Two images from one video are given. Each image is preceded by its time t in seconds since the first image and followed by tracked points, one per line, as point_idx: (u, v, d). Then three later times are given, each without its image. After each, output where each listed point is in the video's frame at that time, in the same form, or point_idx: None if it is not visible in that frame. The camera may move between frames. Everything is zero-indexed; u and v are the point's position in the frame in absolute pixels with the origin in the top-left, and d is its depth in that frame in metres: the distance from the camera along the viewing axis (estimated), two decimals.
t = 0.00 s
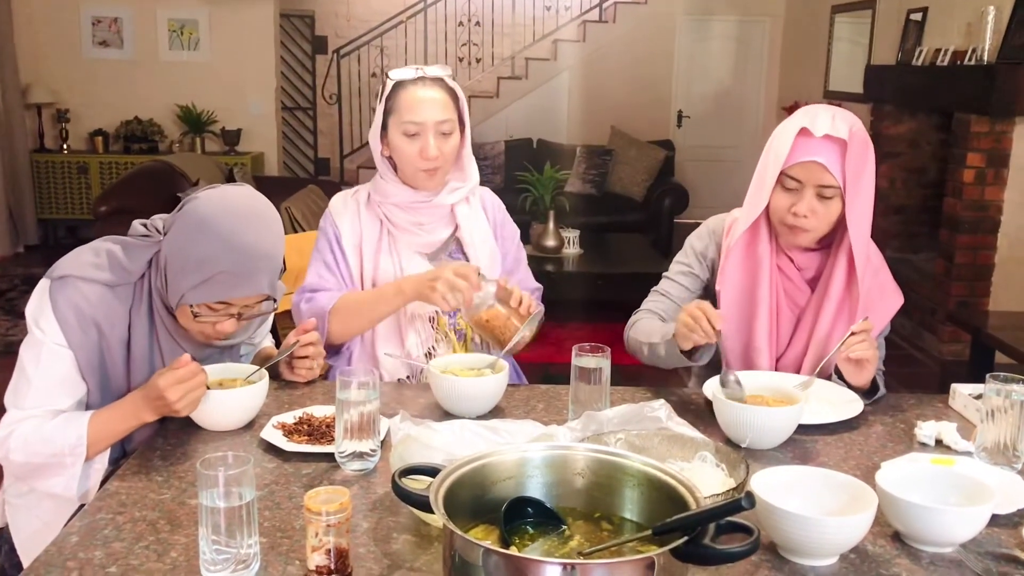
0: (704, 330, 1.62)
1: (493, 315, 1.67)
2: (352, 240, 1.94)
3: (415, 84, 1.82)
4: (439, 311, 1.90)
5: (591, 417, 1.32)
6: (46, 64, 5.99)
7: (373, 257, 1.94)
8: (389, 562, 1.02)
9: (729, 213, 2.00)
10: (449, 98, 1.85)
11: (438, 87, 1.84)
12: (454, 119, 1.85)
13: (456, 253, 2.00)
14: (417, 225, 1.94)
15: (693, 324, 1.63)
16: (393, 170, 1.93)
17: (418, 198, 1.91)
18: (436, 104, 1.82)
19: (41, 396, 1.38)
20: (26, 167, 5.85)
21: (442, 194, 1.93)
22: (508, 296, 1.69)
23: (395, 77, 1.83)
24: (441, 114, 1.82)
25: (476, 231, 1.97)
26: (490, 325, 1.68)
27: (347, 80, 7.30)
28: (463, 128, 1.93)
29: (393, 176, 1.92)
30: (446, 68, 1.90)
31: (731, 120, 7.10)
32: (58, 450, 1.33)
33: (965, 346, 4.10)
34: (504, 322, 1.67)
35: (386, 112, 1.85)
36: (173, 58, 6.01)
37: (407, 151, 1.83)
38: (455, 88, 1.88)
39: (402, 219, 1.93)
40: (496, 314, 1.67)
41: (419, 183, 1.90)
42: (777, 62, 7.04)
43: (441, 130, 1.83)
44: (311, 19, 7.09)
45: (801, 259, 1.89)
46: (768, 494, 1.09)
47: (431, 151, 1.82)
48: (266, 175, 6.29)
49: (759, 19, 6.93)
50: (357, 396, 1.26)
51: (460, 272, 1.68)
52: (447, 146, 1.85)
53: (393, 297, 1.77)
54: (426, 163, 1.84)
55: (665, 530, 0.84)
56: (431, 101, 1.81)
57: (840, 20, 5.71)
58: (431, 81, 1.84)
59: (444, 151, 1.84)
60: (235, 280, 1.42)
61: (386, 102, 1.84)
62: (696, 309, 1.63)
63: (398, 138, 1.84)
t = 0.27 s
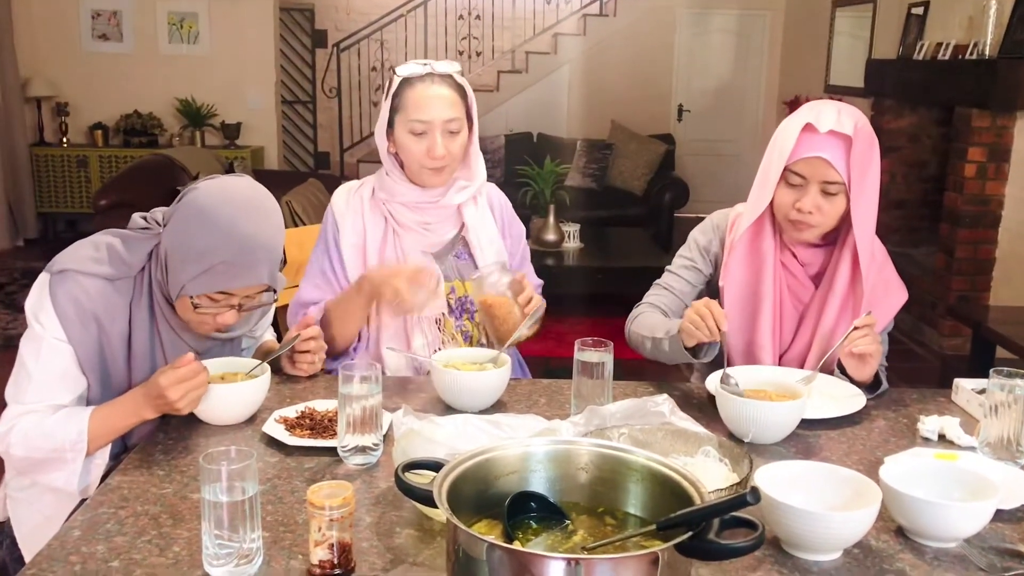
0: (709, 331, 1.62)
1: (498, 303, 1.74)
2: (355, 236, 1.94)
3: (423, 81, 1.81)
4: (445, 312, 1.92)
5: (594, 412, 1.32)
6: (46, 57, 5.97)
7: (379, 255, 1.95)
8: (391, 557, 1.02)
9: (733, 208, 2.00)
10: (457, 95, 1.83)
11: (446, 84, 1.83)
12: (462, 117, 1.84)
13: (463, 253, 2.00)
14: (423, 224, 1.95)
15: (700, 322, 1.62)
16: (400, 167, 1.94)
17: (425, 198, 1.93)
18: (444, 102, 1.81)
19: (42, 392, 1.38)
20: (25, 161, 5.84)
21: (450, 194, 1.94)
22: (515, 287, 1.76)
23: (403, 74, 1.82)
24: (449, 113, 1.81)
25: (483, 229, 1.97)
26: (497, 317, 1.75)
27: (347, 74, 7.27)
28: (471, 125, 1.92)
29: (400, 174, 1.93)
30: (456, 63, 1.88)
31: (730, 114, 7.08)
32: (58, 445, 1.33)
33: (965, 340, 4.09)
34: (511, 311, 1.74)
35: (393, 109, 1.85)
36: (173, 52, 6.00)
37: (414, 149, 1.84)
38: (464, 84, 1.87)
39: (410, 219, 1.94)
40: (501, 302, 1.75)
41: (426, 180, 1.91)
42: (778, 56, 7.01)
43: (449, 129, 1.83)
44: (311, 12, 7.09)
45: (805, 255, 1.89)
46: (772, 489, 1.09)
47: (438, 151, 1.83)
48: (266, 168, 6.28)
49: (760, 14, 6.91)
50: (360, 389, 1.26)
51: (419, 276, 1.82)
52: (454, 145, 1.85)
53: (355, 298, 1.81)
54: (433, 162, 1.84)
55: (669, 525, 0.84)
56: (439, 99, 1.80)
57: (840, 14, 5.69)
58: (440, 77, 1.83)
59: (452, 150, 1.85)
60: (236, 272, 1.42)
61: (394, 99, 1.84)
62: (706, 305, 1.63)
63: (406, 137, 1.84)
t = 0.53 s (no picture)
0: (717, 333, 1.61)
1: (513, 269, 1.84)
2: (355, 233, 1.94)
3: (426, 75, 1.80)
4: (445, 309, 1.95)
5: (597, 407, 1.32)
6: (47, 50, 5.96)
7: (381, 249, 1.95)
8: (395, 551, 1.02)
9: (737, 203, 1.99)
10: (461, 88, 1.83)
11: (451, 77, 1.82)
12: (467, 111, 1.83)
13: (463, 249, 2.00)
14: (425, 221, 1.94)
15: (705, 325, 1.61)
16: (402, 162, 1.92)
17: (427, 193, 1.91)
18: (448, 95, 1.80)
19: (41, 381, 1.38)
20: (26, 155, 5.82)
21: (451, 189, 1.92)
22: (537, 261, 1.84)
23: (407, 68, 1.81)
24: (455, 106, 1.81)
25: (485, 224, 1.96)
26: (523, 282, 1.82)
27: (348, 68, 7.25)
28: (474, 118, 1.91)
29: (403, 169, 1.91)
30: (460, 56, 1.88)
31: (732, 108, 7.06)
32: (57, 436, 1.34)
33: (967, 336, 4.09)
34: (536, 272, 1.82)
35: (397, 103, 1.83)
36: (174, 45, 5.99)
37: (419, 144, 1.82)
38: (467, 77, 1.86)
39: (411, 214, 1.93)
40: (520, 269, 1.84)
41: (427, 175, 1.89)
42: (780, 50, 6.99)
43: (455, 122, 1.82)
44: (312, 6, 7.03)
45: (810, 250, 1.88)
46: (776, 484, 1.08)
47: (444, 145, 1.81)
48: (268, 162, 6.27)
49: (762, 8, 6.89)
50: (362, 384, 1.26)
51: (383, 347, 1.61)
52: (460, 139, 1.85)
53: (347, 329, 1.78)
54: (439, 156, 1.83)
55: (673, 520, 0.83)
56: (444, 93, 1.80)
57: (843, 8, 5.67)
58: (443, 71, 1.82)
59: (458, 144, 1.84)
60: (232, 240, 1.41)
61: (397, 93, 1.83)
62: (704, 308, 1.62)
63: (411, 130, 1.82)
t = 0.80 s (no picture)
0: (702, 346, 1.59)
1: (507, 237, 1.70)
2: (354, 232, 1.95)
3: (423, 66, 1.80)
4: (446, 308, 1.94)
5: (599, 403, 1.32)
6: (48, 45, 5.94)
7: (382, 247, 1.95)
8: (397, 547, 1.02)
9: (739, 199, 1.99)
10: (458, 79, 1.83)
11: (448, 69, 1.82)
12: (465, 101, 1.83)
13: (464, 245, 1.99)
14: (425, 217, 1.94)
15: (686, 344, 1.60)
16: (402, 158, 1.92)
17: (427, 189, 1.91)
18: (446, 86, 1.80)
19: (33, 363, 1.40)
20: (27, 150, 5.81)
21: (451, 184, 1.92)
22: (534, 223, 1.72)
23: (402, 60, 1.81)
24: (453, 97, 1.80)
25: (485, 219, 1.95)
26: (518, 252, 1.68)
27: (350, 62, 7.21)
28: (472, 111, 1.91)
29: (403, 165, 1.91)
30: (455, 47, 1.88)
31: (734, 104, 7.04)
32: (47, 425, 1.35)
33: (969, 332, 4.08)
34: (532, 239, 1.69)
35: (395, 98, 1.83)
36: (175, 39, 5.99)
37: (419, 136, 1.82)
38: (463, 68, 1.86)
39: (411, 211, 1.93)
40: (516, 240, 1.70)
41: (432, 171, 1.88)
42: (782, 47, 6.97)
43: (454, 113, 1.81)
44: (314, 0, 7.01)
45: (811, 246, 1.88)
46: (780, 481, 1.08)
47: (444, 136, 1.81)
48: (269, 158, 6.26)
49: (764, 3, 6.87)
50: (364, 378, 1.26)
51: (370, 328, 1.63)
52: (459, 131, 1.84)
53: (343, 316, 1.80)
54: (438, 148, 1.82)
55: (677, 516, 0.83)
56: (441, 83, 1.80)
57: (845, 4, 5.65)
58: (439, 61, 1.82)
59: (457, 135, 1.83)
60: (224, 159, 1.45)
61: (394, 87, 1.82)
62: (677, 326, 1.61)
63: (409, 124, 1.82)
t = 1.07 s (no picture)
0: (692, 342, 1.59)
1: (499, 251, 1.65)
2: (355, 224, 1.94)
3: (422, 62, 1.79)
4: (444, 304, 1.92)
5: (600, 399, 1.31)
6: (49, 40, 5.93)
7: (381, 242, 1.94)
8: (398, 542, 1.01)
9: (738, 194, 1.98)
10: (456, 75, 1.81)
11: (446, 64, 1.81)
12: (463, 98, 1.82)
13: (462, 242, 1.99)
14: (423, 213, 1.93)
15: (677, 343, 1.60)
16: (400, 154, 1.92)
17: (424, 185, 1.91)
18: (443, 82, 1.79)
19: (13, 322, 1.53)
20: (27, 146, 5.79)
21: (449, 179, 1.92)
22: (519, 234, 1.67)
23: (400, 55, 1.80)
24: (450, 94, 1.80)
25: (482, 215, 1.95)
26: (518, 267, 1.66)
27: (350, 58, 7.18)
28: (470, 107, 1.90)
29: (401, 161, 1.91)
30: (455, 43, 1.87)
31: (734, 101, 7.02)
32: (31, 412, 1.48)
33: (969, 329, 4.07)
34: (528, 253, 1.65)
35: (392, 93, 1.82)
36: (176, 35, 6.00)
37: (415, 132, 1.82)
38: (462, 65, 1.85)
39: (409, 206, 1.93)
40: (513, 251, 1.65)
41: (426, 166, 1.89)
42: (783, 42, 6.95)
43: (451, 109, 1.81)
44: None
45: (812, 242, 1.88)
46: (782, 477, 1.08)
47: (440, 133, 1.81)
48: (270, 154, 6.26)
49: None
50: (366, 374, 1.26)
51: (423, 219, 1.73)
52: (456, 127, 1.84)
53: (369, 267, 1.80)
54: (435, 144, 1.82)
55: (679, 512, 0.83)
56: (440, 81, 1.79)
57: None
58: (438, 58, 1.81)
59: (454, 132, 1.82)
60: (193, 97, 1.62)
61: (392, 82, 1.82)
62: (665, 328, 1.61)
63: (406, 119, 1.81)
